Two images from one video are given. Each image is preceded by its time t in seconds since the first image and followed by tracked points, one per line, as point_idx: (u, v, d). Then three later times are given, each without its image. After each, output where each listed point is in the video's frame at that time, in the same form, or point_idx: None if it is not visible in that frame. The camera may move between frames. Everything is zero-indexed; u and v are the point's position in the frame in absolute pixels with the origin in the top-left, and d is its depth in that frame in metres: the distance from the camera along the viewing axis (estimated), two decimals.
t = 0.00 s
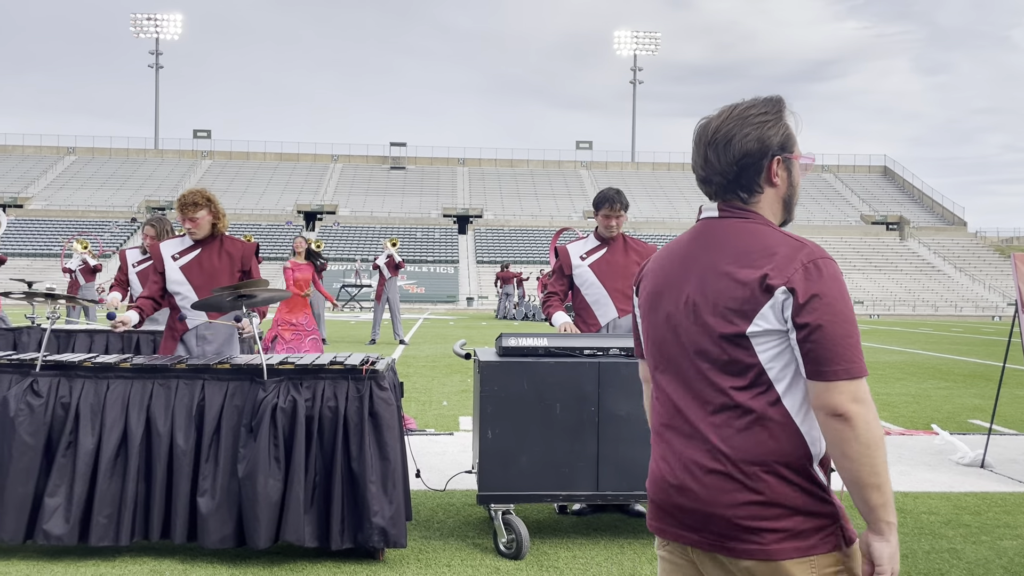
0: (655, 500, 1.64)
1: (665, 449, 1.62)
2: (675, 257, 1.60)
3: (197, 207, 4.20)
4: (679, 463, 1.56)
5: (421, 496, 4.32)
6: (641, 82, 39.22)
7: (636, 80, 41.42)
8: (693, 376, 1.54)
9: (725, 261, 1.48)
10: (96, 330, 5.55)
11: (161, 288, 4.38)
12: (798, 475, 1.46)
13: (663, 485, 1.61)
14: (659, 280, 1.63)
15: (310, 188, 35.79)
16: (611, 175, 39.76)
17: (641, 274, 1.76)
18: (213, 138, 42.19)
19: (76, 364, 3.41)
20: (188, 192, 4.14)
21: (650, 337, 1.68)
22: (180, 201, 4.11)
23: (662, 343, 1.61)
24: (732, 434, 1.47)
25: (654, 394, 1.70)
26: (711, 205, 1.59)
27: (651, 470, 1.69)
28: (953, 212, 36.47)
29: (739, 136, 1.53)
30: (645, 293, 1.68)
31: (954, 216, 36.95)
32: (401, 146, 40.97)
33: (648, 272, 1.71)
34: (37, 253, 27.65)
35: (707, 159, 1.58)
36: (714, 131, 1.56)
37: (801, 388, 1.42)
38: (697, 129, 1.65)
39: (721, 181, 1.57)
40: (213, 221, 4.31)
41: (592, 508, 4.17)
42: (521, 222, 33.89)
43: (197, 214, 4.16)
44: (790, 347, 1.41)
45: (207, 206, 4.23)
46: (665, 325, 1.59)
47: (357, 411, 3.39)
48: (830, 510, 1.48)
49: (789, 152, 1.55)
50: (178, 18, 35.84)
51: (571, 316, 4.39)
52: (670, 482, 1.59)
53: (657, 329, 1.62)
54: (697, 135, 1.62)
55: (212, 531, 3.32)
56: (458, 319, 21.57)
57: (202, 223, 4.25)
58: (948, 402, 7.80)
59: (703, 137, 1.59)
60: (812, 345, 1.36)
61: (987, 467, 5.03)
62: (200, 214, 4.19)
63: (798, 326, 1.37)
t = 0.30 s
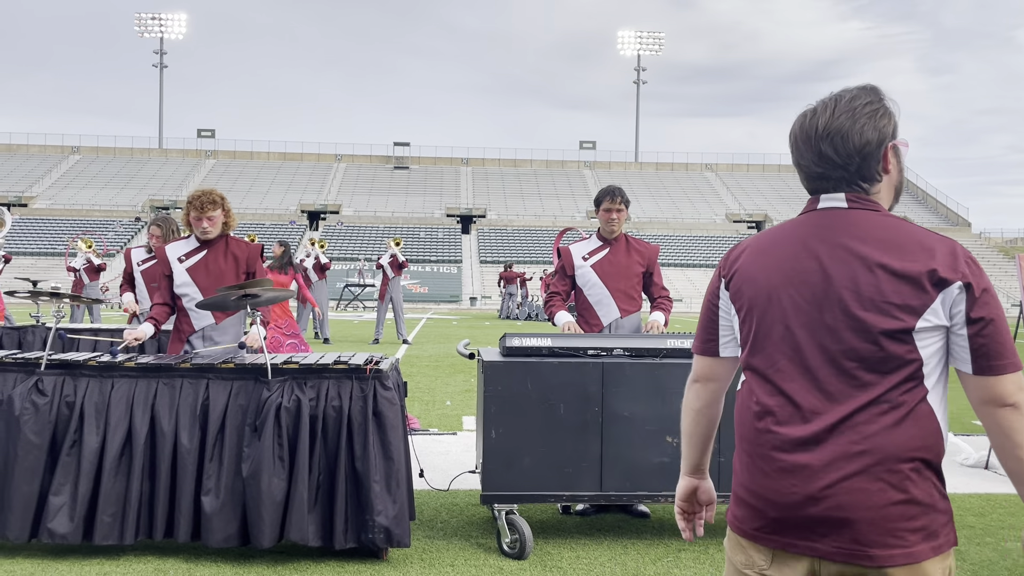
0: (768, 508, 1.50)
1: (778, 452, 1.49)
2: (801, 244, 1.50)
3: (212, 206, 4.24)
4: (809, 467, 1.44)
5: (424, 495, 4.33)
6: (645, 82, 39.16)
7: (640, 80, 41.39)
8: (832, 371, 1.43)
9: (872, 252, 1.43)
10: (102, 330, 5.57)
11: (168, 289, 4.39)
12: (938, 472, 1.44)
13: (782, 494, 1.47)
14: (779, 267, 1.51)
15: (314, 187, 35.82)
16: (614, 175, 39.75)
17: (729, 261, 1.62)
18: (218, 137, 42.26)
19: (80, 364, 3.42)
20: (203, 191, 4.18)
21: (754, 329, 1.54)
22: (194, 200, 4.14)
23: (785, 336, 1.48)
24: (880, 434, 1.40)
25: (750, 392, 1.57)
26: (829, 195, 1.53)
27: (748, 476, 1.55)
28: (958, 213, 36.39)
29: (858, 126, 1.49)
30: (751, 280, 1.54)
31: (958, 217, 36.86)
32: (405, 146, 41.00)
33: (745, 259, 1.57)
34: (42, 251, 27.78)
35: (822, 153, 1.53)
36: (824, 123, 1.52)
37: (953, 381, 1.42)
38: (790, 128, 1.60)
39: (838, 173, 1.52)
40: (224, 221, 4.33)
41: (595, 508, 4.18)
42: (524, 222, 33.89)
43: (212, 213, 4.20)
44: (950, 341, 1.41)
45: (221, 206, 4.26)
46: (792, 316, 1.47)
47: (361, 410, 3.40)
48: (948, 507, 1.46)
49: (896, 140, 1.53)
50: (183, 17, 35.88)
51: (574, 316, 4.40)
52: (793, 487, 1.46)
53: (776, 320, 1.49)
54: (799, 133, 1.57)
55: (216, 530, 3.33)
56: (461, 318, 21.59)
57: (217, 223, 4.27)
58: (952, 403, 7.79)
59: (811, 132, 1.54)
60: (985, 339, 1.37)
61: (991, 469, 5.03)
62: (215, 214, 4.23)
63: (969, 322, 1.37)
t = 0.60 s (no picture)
0: (842, 514, 1.45)
1: (851, 453, 1.44)
2: (877, 241, 1.46)
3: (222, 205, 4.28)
4: (890, 468, 1.42)
5: (427, 495, 4.33)
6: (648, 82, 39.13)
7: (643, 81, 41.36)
8: (917, 372, 1.43)
9: (950, 252, 1.43)
10: (106, 329, 5.57)
11: (174, 288, 4.40)
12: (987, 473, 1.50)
13: (860, 497, 1.43)
14: (856, 265, 1.45)
15: (317, 187, 35.86)
16: (617, 175, 39.71)
17: (784, 255, 1.52)
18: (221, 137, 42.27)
19: (84, 363, 3.43)
20: (215, 189, 4.23)
21: (820, 328, 1.48)
22: (205, 197, 4.19)
23: (864, 335, 1.43)
24: (956, 433, 1.43)
25: (809, 394, 1.51)
26: (895, 192, 1.50)
27: (810, 482, 1.49)
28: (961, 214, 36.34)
29: (928, 122, 1.50)
30: (822, 278, 1.46)
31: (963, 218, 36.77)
32: (408, 146, 41.01)
33: (809, 253, 1.49)
34: (46, 251, 27.83)
35: (899, 151, 1.50)
36: (900, 120, 1.49)
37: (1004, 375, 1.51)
38: (851, 125, 1.53)
39: (909, 171, 1.51)
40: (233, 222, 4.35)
41: (598, 509, 4.18)
42: (527, 222, 33.89)
43: (222, 212, 4.24)
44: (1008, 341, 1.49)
45: (231, 206, 4.30)
46: (873, 315, 1.43)
47: (364, 411, 3.40)
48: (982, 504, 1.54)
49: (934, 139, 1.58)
50: (186, 17, 35.88)
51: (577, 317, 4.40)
52: (876, 491, 1.43)
53: (855, 318, 1.44)
54: (869, 130, 1.52)
55: (219, 530, 3.34)
56: (464, 318, 21.59)
57: (225, 222, 4.29)
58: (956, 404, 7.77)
59: (885, 130, 1.50)
60: None
61: (995, 470, 5.02)
62: (225, 213, 4.26)
63: None
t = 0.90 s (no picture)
0: (847, 520, 1.44)
1: (856, 459, 1.44)
2: (876, 244, 1.47)
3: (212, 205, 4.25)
4: (896, 470, 1.43)
5: (430, 495, 4.34)
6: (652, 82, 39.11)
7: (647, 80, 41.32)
8: (915, 376, 1.45)
9: (941, 256, 1.47)
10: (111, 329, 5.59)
11: (174, 288, 4.41)
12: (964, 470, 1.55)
13: (864, 502, 1.43)
14: (857, 267, 1.45)
15: (320, 186, 35.89)
16: (620, 175, 39.69)
17: (781, 259, 1.49)
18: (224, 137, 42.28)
19: (88, 362, 3.44)
20: (204, 189, 4.19)
21: (824, 333, 1.46)
22: (196, 198, 4.16)
23: (866, 339, 1.44)
24: (953, 430, 1.47)
25: (805, 399, 1.49)
26: (886, 194, 1.52)
27: (813, 490, 1.46)
28: (966, 214, 36.23)
29: (920, 126, 1.52)
30: (823, 283, 1.45)
31: (967, 219, 36.66)
32: (411, 146, 41.02)
33: (810, 257, 1.47)
34: (49, 250, 27.90)
35: (899, 150, 1.51)
36: (900, 118, 1.50)
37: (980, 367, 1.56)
38: (848, 121, 1.52)
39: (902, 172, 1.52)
40: (227, 220, 4.33)
41: (601, 509, 4.17)
42: (530, 222, 33.87)
43: (211, 211, 4.20)
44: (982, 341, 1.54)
45: (222, 205, 4.27)
46: (874, 320, 1.44)
47: (368, 411, 3.40)
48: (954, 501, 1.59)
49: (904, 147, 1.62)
50: (189, 17, 35.90)
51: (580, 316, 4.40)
52: (882, 495, 1.43)
53: (857, 323, 1.44)
54: (871, 125, 1.51)
55: (223, 530, 3.34)
56: (467, 318, 21.63)
57: (215, 221, 4.27)
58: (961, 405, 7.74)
59: (888, 131, 1.50)
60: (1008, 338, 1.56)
61: (999, 471, 5.00)
62: (214, 212, 4.23)
63: (1003, 322, 1.52)
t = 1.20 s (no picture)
0: (759, 516, 1.41)
1: (780, 459, 1.41)
2: (802, 245, 1.45)
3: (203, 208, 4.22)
4: (809, 469, 1.42)
5: (432, 495, 4.33)
6: (653, 82, 39.10)
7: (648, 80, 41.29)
8: (835, 380, 1.44)
9: (859, 256, 1.47)
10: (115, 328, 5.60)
11: (173, 292, 4.43)
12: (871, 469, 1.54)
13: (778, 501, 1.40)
14: (787, 270, 1.42)
15: (322, 186, 35.89)
16: (622, 174, 39.68)
17: (715, 261, 1.42)
18: (226, 136, 42.30)
19: (90, 361, 3.45)
20: (194, 193, 4.15)
21: (757, 336, 1.41)
22: (186, 203, 4.13)
23: (792, 344, 1.41)
24: (864, 431, 1.48)
25: (730, 404, 1.44)
26: (808, 196, 1.50)
27: (733, 487, 1.43)
28: (968, 214, 36.19)
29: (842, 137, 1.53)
30: (757, 285, 1.41)
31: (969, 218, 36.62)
32: (413, 146, 41.04)
33: (743, 258, 1.42)
34: (51, 250, 27.90)
35: (828, 152, 1.50)
36: (831, 118, 1.49)
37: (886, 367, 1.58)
38: (785, 115, 1.48)
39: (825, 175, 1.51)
40: (219, 221, 4.30)
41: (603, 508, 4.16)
42: (532, 221, 33.86)
43: (203, 216, 4.17)
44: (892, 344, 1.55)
45: (213, 207, 4.24)
46: (802, 322, 1.41)
47: (370, 409, 3.40)
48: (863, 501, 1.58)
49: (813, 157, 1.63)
50: (191, 17, 35.92)
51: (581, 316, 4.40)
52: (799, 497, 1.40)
53: (786, 328, 1.41)
54: (806, 122, 1.48)
55: (224, 528, 3.34)
56: (469, 318, 21.63)
57: (208, 224, 4.24)
58: (962, 404, 7.72)
59: (821, 130, 1.48)
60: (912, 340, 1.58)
61: (1001, 470, 4.99)
62: (206, 216, 4.20)
63: (911, 322, 1.54)
